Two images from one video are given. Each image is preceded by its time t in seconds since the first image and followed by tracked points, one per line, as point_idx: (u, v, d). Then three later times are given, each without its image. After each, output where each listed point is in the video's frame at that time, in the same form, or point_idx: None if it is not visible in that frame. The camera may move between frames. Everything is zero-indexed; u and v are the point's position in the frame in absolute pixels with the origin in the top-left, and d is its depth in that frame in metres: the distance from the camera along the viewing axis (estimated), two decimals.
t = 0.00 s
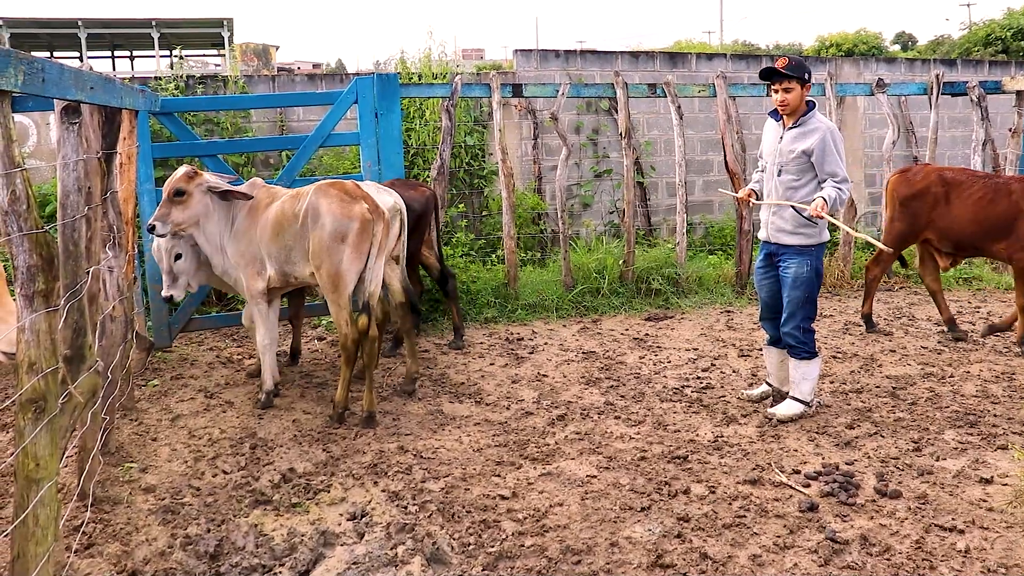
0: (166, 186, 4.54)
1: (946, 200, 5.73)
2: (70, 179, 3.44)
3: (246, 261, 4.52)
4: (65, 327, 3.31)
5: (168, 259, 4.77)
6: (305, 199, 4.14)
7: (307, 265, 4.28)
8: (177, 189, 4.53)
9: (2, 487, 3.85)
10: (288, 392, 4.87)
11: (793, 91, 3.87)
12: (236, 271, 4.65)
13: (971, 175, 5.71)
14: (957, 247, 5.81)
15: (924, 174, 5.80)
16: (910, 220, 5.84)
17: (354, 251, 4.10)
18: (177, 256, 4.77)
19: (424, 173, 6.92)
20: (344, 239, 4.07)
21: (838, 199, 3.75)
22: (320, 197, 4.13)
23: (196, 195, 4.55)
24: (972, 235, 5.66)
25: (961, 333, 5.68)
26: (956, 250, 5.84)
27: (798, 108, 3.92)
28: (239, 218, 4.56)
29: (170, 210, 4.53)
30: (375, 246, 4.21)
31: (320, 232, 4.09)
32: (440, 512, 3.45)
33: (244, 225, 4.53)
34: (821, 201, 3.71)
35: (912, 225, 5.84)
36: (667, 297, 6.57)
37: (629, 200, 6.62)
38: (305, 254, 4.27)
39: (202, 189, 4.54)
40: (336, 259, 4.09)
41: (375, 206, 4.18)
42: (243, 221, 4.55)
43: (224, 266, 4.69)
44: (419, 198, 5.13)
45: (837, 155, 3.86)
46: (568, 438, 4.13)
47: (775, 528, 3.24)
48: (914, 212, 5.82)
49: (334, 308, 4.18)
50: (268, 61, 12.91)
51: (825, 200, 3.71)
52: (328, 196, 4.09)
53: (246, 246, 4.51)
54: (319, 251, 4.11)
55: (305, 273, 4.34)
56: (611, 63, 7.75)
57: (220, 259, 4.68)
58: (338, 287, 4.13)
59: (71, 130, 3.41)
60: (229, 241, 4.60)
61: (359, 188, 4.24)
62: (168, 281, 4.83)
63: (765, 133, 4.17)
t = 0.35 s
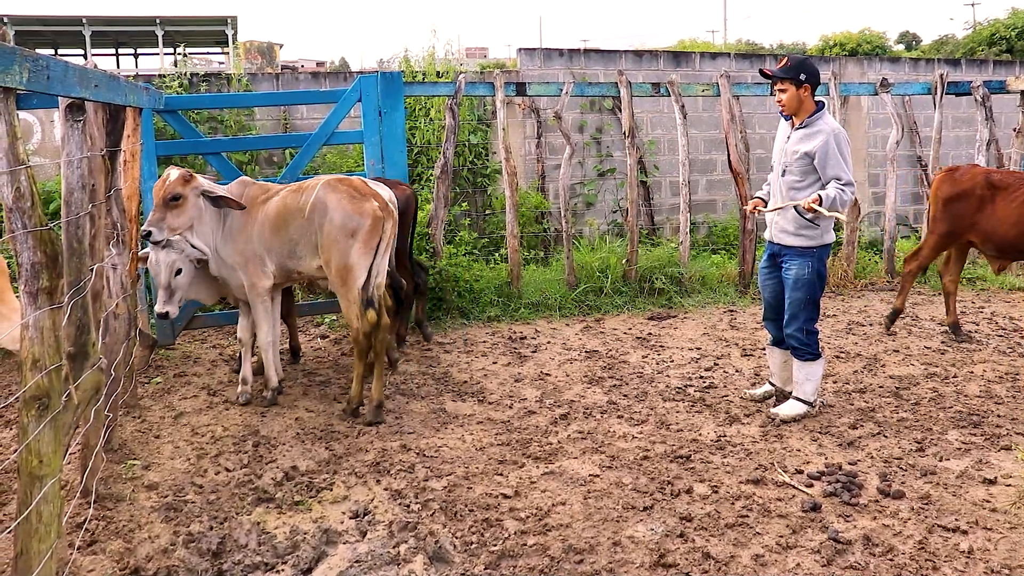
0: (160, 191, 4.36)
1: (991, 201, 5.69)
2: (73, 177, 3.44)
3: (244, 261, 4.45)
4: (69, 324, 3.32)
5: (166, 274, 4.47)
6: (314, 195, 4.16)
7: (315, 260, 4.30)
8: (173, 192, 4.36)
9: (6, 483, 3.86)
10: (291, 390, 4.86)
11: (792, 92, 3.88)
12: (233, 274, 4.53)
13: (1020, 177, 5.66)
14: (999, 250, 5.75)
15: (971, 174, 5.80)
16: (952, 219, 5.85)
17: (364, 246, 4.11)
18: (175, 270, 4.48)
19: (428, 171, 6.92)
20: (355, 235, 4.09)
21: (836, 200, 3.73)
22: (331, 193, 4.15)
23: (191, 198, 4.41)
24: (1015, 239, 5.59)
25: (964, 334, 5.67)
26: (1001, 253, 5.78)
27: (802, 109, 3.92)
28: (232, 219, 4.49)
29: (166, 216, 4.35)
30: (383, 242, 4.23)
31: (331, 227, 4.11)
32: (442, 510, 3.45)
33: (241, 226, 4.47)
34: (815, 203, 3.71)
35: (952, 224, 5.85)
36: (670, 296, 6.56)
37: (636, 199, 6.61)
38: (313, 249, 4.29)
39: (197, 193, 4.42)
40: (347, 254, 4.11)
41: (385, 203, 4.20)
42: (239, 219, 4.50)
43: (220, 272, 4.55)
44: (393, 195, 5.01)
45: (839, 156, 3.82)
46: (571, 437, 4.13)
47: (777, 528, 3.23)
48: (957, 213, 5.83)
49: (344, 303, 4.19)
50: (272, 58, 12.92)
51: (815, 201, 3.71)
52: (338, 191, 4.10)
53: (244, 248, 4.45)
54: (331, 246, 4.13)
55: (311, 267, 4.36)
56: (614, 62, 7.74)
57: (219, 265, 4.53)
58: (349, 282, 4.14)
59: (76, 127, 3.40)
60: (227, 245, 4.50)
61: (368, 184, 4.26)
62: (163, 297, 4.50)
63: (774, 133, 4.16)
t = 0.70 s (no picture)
0: (182, 195, 4.23)
1: None
2: (78, 178, 3.45)
3: (256, 266, 4.40)
4: (73, 325, 3.33)
5: (178, 287, 4.14)
6: (343, 199, 4.40)
7: (335, 262, 4.48)
8: (196, 195, 4.27)
9: (10, 484, 3.86)
10: (294, 392, 4.86)
11: (794, 94, 3.86)
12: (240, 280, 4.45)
13: None
14: None
15: (1014, 176, 5.48)
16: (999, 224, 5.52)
17: (393, 247, 4.46)
18: (186, 282, 4.19)
19: (431, 172, 6.92)
20: (387, 237, 4.41)
21: (829, 202, 3.70)
22: (360, 198, 4.42)
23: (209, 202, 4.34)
24: None
25: (969, 335, 5.66)
26: None
27: (803, 112, 3.90)
28: (239, 224, 4.43)
29: (189, 218, 4.24)
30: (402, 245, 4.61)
31: (364, 230, 4.38)
32: (446, 512, 3.45)
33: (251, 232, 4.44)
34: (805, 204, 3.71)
35: (999, 229, 5.53)
36: (674, 298, 6.56)
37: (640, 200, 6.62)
38: (331, 251, 4.47)
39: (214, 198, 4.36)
40: (379, 254, 4.41)
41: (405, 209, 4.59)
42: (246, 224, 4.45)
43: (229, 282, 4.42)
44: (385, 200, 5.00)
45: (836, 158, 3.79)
46: (574, 438, 4.12)
47: (781, 531, 3.23)
48: (1003, 218, 5.49)
49: (370, 302, 4.46)
50: (277, 59, 12.95)
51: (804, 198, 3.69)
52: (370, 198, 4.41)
53: (256, 252, 4.42)
54: (361, 248, 4.39)
55: (327, 269, 4.51)
56: (619, 64, 7.74)
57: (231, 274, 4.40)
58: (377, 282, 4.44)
59: (81, 129, 3.41)
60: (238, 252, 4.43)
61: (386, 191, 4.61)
62: (176, 312, 4.17)
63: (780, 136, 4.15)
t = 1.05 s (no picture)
0: (201, 212, 3.94)
1: None
2: (81, 182, 3.46)
3: (290, 278, 4.35)
4: (76, 329, 3.34)
5: (167, 289, 4.19)
6: (368, 202, 4.65)
7: (357, 263, 4.69)
8: (216, 212, 3.98)
9: (13, 487, 3.87)
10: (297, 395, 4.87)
11: (790, 97, 3.87)
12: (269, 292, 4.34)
13: None
14: None
15: None
16: None
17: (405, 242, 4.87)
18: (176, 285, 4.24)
19: (433, 175, 6.93)
20: (405, 233, 4.80)
21: (822, 203, 3.71)
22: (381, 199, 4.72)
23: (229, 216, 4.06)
24: None
25: (971, 338, 5.66)
26: None
27: (801, 115, 3.91)
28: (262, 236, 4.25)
29: (209, 236, 3.95)
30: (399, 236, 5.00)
31: (389, 230, 4.72)
32: (448, 515, 3.45)
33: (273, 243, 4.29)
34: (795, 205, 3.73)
35: None
36: (675, 300, 6.56)
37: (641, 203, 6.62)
38: (356, 255, 4.66)
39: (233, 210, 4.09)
40: (398, 249, 4.80)
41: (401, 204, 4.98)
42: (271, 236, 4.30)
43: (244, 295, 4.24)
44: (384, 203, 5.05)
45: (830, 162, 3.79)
46: (577, 441, 4.12)
47: (784, 533, 3.23)
48: None
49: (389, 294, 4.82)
50: (279, 62, 12.99)
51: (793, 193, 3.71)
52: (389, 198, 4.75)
53: (284, 264, 4.34)
54: (385, 246, 4.73)
55: (348, 272, 4.68)
56: (620, 67, 7.74)
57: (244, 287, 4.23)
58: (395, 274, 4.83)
59: (84, 133, 3.42)
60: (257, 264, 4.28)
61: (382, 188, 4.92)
62: (162, 313, 4.21)
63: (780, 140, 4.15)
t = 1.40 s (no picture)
0: (218, 215, 3.84)
1: None
2: (85, 185, 3.47)
3: (305, 278, 4.32)
4: (80, 332, 3.36)
5: (166, 279, 4.09)
6: (373, 202, 4.73)
7: (366, 263, 4.71)
8: (233, 213, 3.90)
9: (16, 490, 3.88)
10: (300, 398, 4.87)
11: (779, 101, 3.91)
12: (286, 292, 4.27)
13: None
14: None
15: None
16: None
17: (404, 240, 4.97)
18: (176, 275, 4.13)
19: (436, 179, 6.94)
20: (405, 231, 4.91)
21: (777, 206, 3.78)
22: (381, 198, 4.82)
23: (246, 219, 3.97)
24: None
25: (974, 342, 5.66)
26: None
27: (791, 119, 3.93)
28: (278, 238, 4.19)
29: (229, 239, 3.86)
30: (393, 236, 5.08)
31: (391, 227, 4.80)
32: (450, 518, 3.46)
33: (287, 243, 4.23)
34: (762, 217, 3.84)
35: None
36: (678, 304, 6.55)
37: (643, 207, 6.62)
38: (365, 254, 4.69)
39: (249, 213, 4.01)
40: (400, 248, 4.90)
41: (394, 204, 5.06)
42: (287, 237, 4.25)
43: (258, 295, 4.17)
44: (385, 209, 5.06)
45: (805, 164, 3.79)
46: (579, 445, 4.12)
47: (786, 537, 3.23)
48: None
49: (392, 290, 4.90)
50: (281, 66, 13.04)
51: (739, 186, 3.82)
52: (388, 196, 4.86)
53: (297, 264, 4.29)
54: (387, 243, 4.81)
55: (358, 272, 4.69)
56: (622, 70, 7.75)
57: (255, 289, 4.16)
58: (398, 271, 4.90)
59: (88, 137, 3.45)
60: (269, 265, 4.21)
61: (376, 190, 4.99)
62: (161, 304, 4.10)
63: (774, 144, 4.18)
